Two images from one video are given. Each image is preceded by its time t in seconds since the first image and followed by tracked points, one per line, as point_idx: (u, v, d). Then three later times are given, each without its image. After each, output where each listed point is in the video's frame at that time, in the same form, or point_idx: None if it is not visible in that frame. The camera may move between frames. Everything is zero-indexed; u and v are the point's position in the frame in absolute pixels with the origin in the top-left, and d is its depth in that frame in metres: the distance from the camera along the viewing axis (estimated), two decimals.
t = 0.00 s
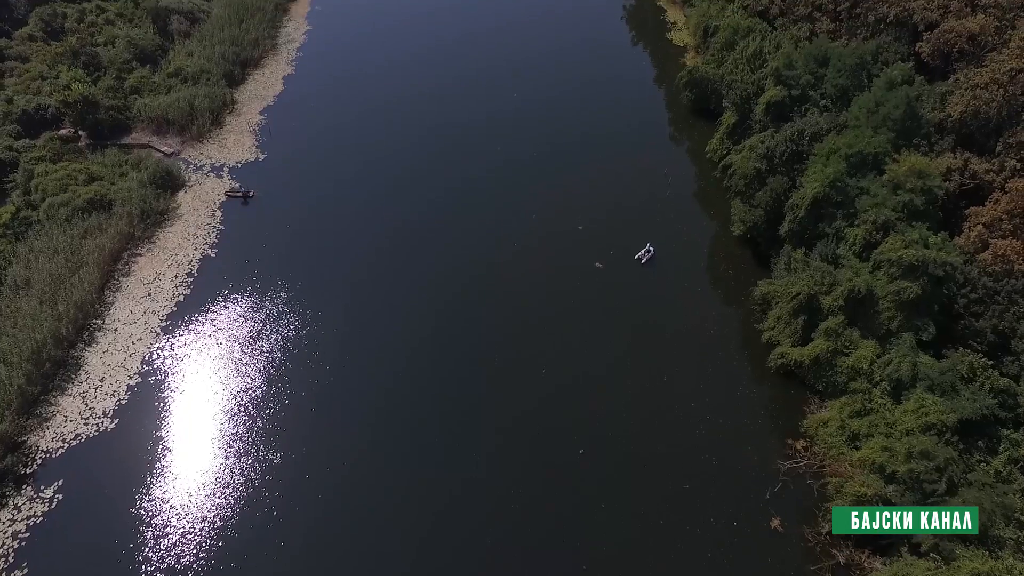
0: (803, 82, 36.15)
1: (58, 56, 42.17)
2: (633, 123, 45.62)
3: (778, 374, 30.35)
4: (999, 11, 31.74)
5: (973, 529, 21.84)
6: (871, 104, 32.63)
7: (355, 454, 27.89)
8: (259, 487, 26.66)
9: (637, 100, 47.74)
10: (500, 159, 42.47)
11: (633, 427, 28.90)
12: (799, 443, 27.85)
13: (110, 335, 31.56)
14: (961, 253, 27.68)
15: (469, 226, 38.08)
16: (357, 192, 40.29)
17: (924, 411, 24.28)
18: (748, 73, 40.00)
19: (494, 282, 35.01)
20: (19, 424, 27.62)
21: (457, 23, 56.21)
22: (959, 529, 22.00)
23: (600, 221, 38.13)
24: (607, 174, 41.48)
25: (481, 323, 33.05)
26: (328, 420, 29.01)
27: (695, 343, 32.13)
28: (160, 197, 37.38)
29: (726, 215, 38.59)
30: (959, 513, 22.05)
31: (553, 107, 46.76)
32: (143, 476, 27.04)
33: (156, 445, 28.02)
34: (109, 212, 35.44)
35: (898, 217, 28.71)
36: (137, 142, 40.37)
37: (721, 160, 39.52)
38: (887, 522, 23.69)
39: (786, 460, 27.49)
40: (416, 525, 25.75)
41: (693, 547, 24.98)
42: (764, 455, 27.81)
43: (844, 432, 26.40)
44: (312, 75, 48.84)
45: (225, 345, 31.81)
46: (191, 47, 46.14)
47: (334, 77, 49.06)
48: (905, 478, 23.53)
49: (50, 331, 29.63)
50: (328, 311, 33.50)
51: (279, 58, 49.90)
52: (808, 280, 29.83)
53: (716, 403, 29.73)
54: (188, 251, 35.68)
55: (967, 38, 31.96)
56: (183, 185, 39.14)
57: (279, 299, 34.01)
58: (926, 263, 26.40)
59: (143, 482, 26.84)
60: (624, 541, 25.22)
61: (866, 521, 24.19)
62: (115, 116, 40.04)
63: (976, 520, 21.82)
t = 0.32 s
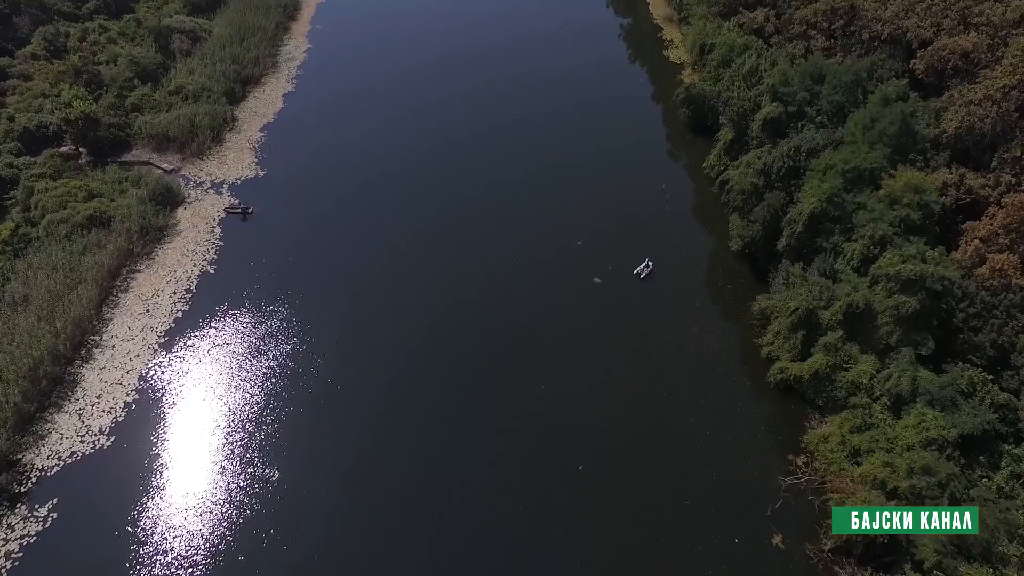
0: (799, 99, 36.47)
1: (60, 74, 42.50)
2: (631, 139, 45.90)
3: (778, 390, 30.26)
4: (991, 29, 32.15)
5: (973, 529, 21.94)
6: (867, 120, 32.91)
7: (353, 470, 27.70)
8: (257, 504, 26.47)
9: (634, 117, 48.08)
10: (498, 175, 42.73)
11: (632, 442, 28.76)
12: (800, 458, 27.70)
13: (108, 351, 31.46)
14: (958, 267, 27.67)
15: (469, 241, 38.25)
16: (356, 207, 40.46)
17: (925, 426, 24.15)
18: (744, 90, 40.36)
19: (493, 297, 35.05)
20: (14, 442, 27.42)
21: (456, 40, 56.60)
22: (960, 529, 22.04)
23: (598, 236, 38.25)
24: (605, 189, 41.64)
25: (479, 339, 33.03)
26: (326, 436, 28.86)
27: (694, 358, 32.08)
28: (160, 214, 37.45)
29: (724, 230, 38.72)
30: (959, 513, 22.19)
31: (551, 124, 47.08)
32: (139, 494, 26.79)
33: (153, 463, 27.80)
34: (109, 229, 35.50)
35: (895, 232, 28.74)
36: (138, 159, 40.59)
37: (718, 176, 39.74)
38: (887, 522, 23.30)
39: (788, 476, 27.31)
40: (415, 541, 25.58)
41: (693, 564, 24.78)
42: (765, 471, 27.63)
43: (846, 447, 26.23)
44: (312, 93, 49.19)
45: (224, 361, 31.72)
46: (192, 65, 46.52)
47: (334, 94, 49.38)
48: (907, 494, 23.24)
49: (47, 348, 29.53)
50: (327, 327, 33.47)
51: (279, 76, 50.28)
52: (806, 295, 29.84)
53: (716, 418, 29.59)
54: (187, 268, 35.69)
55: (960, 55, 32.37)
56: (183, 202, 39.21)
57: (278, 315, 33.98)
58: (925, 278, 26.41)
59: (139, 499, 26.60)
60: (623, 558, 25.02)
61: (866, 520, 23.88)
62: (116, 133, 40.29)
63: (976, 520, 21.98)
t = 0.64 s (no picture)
0: (795, 115, 36.70)
1: (61, 91, 42.74)
2: (629, 154, 46.15)
3: (778, 405, 30.15)
4: (983, 46, 32.45)
5: (973, 529, 21.79)
6: (863, 135, 33.09)
7: (350, 487, 27.47)
8: (253, 521, 26.22)
9: (632, 133, 48.37)
10: (497, 190, 42.90)
11: (631, 458, 28.57)
12: (800, 474, 27.54)
13: (105, 368, 31.28)
14: (956, 281, 27.69)
15: (467, 255, 38.32)
16: (355, 222, 40.55)
17: (925, 441, 24.00)
18: (741, 106, 40.64)
19: (492, 313, 35.02)
20: (8, 460, 27.17)
21: (455, 56, 56.99)
22: (959, 529, 21.92)
23: (596, 251, 38.30)
24: (603, 204, 41.76)
25: (478, 354, 32.95)
26: (323, 452, 28.66)
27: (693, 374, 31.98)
28: (158, 229, 37.45)
29: (721, 244, 38.82)
30: (959, 513, 22.19)
31: (549, 139, 47.38)
32: (134, 511, 26.51)
33: (149, 480, 27.55)
34: (107, 245, 35.48)
35: (893, 247, 28.79)
36: (137, 175, 40.70)
37: (716, 191, 39.95)
38: (887, 522, 23.16)
39: (788, 493, 27.12)
40: (412, 558, 25.31)
41: None
42: (765, 487, 27.42)
43: (846, 462, 25.92)
44: (312, 109, 49.51)
45: (221, 377, 31.59)
46: (192, 82, 46.84)
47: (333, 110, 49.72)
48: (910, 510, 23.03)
49: (43, 364, 29.38)
50: (325, 342, 33.40)
51: (279, 93, 50.59)
52: (805, 309, 29.82)
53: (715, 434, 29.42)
54: (185, 284, 35.64)
55: (954, 71, 32.66)
56: (181, 218, 39.21)
57: (276, 330, 33.91)
58: (923, 292, 26.39)
59: (134, 517, 26.31)
60: None
61: (866, 521, 23.82)
62: (116, 149, 40.44)
63: (975, 520, 21.92)
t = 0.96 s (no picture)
0: (790, 130, 36.89)
1: (59, 108, 42.86)
2: (625, 169, 46.27)
3: (776, 421, 30.00)
4: (976, 62, 32.77)
5: (973, 528, 22.07)
6: (858, 150, 33.23)
7: (345, 506, 27.14)
8: (248, 538, 25.93)
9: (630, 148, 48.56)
10: (494, 204, 42.91)
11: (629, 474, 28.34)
12: (800, 490, 27.36)
13: (99, 385, 31.03)
14: (953, 296, 27.66)
15: (464, 269, 38.28)
16: (352, 236, 40.50)
17: (925, 457, 23.82)
18: (737, 121, 40.90)
19: (489, 328, 34.86)
20: None
21: (452, 69, 57.11)
22: (960, 529, 22.11)
23: (594, 266, 38.27)
24: (599, 219, 41.83)
25: (475, 370, 32.76)
26: (319, 469, 28.37)
27: (691, 389, 31.83)
28: (155, 245, 37.37)
29: (718, 259, 38.85)
30: (959, 514, 22.16)
31: (546, 154, 47.50)
32: (127, 530, 26.19)
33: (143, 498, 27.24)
34: (103, 261, 35.38)
35: (889, 261, 28.83)
36: (135, 192, 40.73)
37: (713, 207, 40.11)
38: (887, 522, 23.21)
39: (788, 510, 26.89)
40: None
41: None
42: (765, 504, 27.19)
43: (846, 479, 25.78)
44: (309, 124, 49.62)
45: (217, 394, 31.37)
46: (191, 99, 47.05)
47: (330, 125, 49.80)
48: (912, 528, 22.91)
49: (37, 382, 29.14)
50: (322, 358, 33.21)
51: (277, 109, 50.80)
52: (803, 324, 29.71)
53: (714, 451, 29.22)
54: (181, 299, 35.51)
55: (947, 87, 32.94)
56: (178, 233, 39.12)
57: (272, 345, 33.76)
58: (921, 307, 26.35)
59: (128, 536, 26.00)
60: None
61: (866, 520, 24.11)
62: (114, 165, 40.47)
63: (975, 520, 22.07)
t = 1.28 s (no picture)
0: (786, 145, 37.03)
1: (58, 125, 42.95)
2: (622, 185, 46.37)
3: (775, 437, 29.78)
4: (970, 78, 32.99)
5: (972, 528, 22.69)
6: (854, 166, 33.30)
7: (341, 525, 26.80)
8: (243, 559, 25.62)
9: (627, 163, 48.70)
10: (492, 220, 42.89)
11: (628, 493, 28.05)
12: (800, 508, 27.04)
13: (93, 403, 30.75)
14: (951, 310, 27.55)
15: (462, 284, 38.22)
16: (350, 252, 40.46)
17: (927, 474, 23.58)
18: (733, 137, 41.08)
19: (487, 344, 34.68)
20: None
21: (450, 85, 57.40)
22: (961, 529, 22.66)
23: (591, 281, 38.19)
24: (597, 234, 41.84)
25: (473, 387, 32.52)
26: (315, 488, 28.03)
27: (690, 406, 31.60)
28: (152, 262, 37.25)
29: (716, 274, 38.82)
30: (959, 513, 22.73)
31: (543, 169, 47.59)
32: (120, 551, 25.86)
33: (136, 518, 26.92)
34: (99, 278, 35.24)
35: (887, 276, 28.78)
36: (132, 208, 40.72)
37: (710, 222, 40.18)
38: (887, 522, 23.81)
39: (788, 528, 26.58)
40: None
41: None
42: (766, 522, 26.90)
43: (847, 497, 25.58)
44: (307, 141, 49.74)
45: (213, 411, 31.15)
46: (190, 116, 47.23)
47: (328, 141, 49.90)
48: (913, 546, 22.93)
49: (30, 400, 28.88)
50: (319, 375, 32.98)
51: (275, 125, 51.01)
52: (801, 339, 29.53)
53: (713, 468, 28.95)
54: (177, 316, 35.34)
55: (941, 103, 33.14)
56: (175, 250, 39.02)
57: (269, 362, 33.57)
58: (919, 322, 26.20)
59: (120, 558, 25.67)
60: None
61: (866, 521, 24.59)
62: (111, 182, 40.51)
63: (975, 520, 22.75)
